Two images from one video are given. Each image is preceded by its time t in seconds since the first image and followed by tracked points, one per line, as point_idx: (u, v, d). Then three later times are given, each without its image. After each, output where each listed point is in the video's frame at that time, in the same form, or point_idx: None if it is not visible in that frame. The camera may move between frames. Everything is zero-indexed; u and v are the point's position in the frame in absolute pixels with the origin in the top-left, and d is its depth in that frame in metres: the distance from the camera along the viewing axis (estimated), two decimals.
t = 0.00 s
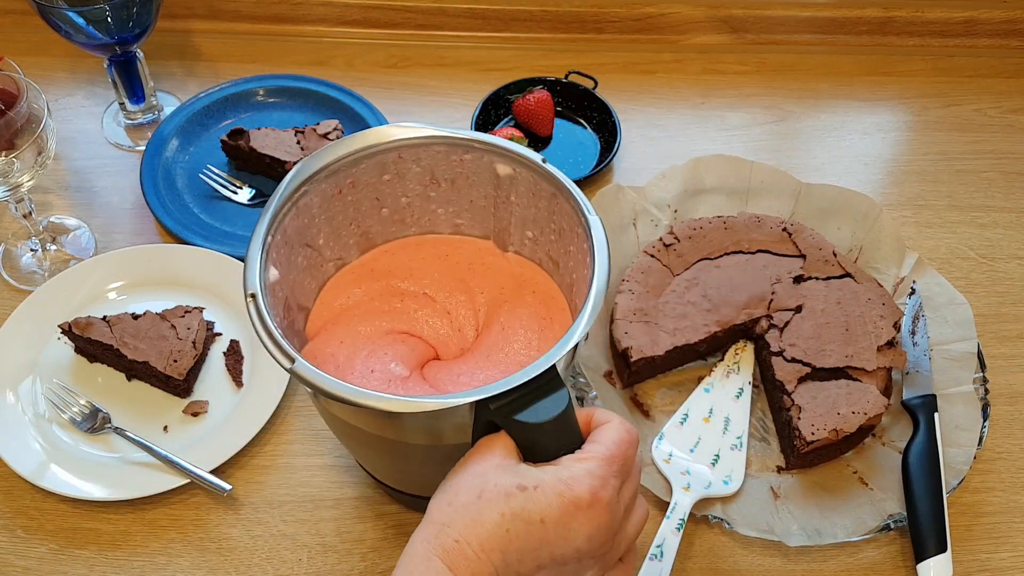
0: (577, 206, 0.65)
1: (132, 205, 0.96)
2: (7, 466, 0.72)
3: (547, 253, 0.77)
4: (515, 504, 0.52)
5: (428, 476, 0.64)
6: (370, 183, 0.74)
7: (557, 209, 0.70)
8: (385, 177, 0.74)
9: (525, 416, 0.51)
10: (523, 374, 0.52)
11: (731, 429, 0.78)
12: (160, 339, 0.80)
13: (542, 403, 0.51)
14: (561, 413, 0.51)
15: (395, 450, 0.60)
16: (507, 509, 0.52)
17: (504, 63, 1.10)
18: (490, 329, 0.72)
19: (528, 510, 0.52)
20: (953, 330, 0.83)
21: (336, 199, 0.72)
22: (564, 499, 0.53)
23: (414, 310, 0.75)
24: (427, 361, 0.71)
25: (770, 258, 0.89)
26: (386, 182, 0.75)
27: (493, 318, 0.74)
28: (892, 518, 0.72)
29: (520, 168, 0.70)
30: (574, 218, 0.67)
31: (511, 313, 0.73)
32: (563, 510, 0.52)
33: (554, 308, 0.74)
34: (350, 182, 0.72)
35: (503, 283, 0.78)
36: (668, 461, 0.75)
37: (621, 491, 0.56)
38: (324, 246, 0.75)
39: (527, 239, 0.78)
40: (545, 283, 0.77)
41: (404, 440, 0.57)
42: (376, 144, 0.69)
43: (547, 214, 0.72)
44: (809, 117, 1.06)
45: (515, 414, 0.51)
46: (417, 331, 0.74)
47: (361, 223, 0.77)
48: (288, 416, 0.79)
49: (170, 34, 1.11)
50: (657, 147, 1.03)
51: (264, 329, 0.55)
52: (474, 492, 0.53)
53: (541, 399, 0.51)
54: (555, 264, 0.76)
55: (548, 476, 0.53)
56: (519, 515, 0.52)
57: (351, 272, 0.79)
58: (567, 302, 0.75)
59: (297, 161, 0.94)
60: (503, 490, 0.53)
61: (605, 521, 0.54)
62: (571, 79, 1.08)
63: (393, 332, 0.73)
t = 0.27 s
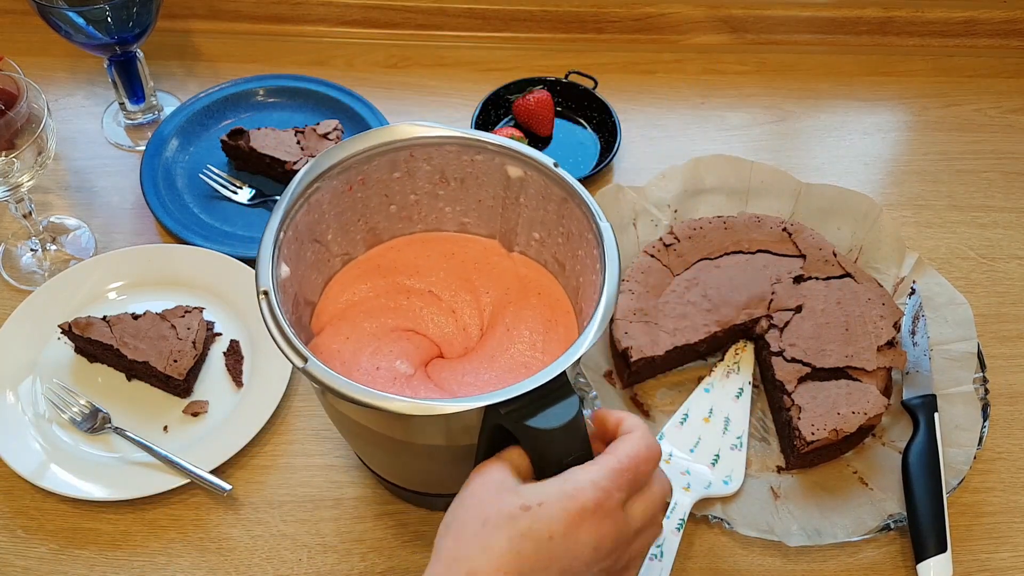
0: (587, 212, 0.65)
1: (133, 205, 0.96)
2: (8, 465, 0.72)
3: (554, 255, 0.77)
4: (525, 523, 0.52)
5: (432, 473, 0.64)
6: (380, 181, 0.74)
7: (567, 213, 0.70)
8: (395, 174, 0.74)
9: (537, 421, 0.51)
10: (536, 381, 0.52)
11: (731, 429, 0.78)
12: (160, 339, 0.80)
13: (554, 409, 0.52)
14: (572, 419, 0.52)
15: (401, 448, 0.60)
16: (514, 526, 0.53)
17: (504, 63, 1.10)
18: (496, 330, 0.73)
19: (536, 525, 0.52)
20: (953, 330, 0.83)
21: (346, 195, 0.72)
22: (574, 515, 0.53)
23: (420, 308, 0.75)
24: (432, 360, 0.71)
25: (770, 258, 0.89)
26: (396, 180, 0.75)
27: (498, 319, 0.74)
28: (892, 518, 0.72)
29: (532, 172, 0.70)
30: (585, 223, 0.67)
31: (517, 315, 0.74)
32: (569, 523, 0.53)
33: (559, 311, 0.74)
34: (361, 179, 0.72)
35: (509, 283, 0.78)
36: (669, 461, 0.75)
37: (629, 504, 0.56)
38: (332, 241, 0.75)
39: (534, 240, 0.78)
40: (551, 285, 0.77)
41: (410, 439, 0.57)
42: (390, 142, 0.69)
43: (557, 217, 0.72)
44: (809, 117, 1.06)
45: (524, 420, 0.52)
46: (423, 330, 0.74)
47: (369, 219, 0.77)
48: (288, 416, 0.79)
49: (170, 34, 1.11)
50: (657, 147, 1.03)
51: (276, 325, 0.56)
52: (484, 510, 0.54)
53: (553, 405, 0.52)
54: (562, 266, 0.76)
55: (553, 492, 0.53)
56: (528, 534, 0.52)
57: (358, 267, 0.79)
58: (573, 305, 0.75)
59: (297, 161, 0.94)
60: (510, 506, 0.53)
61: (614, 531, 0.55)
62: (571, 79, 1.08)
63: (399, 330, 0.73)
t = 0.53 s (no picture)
0: (587, 212, 0.65)
1: (133, 205, 0.96)
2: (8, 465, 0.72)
3: (554, 255, 0.77)
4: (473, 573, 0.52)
5: (432, 473, 0.64)
6: (380, 181, 0.74)
7: (567, 213, 0.70)
8: (395, 174, 0.74)
9: (537, 421, 0.51)
10: (536, 381, 0.52)
11: (731, 429, 0.78)
12: (160, 339, 0.80)
13: (554, 409, 0.52)
14: (572, 419, 0.52)
15: (402, 448, 0.60)
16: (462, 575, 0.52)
17: (505, 63, 1.10)
18: (496, 330, 0.73)
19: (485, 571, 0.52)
20: (953, 330, 0.83)
21: (346, 195, 0.72)
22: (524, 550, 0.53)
23: (420, 308, 0.75)
24: (432, 360, 0.71)
25: (770, 258, 0.89)
26: (396, 180, 0.75)
27: (497, 320, 0.74)
28: (892, 518, 0.72)
29: (531, 172, 0.70)
30: (585, 223, 0.67)
31: (517, 316, 0.73)
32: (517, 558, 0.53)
33: (559, 311, 0.74)
34: (361, 179, 0.72)
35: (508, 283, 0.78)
36: (669, 461, 0.75)
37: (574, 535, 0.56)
38: (332, 241, 0.75)
39: (534, 240, 0.78)
40: (551, 286, 0.77)
41: (410, 439, 0.57)
42: (390, 142, 0.69)
43: (557, 217, 0.72)
44: (809, 117, 1.06)
45: (524, 419, 0.52)
46: (422, 330, 0.74)
47: (369, 218, 0.77)
48: (288, 416, 0.79)
49: (170, 35, 1.11)
50: (657, 146, 1.03)
51: (276, 325, 0.56)
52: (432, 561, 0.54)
53: (553, 405, 0.52)
54: (562, 266, 0.76)
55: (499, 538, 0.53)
56: None
57: (357, 267, 0.79)
58: (573, 306, 0.75)
59: (297, 161, 0.95)
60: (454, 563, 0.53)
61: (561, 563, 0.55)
62: (571, 79, 1.08)
63: (399, 330, 0.73)
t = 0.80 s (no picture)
0: (587, 211, 0.65)
1: (133, 205, 0.96)
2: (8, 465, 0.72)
3: (554, 255, 0.77)
4: None
5: (432, 473, 0.64)
6: (380, 181, 0.74)
7: (568, 213, 0.70)
8: (395, 174, 0.74)
9: (536, 421, 0.51)
10: (536, 382, 0.52)
11: (731, 429, 0.78)
12: (159, 339, 0.80)
13: (555, 409, 0.52)
14: (572, 419, 0.52)
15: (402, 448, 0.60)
16: None
17: (505, 63, 1.10)
18: (496, 329, 0.73)
19: None
20: (953, 330, 0.83)
21: (346, 195, 0.72)
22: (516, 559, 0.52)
23: (420, 309, 0.75)
24: (432, 360, 0.72)
25: (770, 258, 0.89)
26: (395, 180, 0.75)
27: (497, 320, 0.74)
28: (892, 518, 0.72)
29: (531, 172, 0.70)
30: (585, 223, 0.67)
31: (517, 316, 0.73)
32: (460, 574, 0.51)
33: (559, 311, 0.74)
34: (361, 179, 0.72)
35: (508, 283, 0.78)
36: (669, 461, 0.75)
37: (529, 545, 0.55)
38: (332, 241, 0.75)
39: (534, 240, 0.78)
40: (551, 286, 0.77)
41: (411, 439, 0.57)
42: (390, 142, 0.69)
43: (557, 216, 0.72)
44: (809, 117, 1.06)
45: (524, 419, 0.52)
46: (422, 330, 0.74)
47: (369, 218, 0.77)
48: (288, 416, 0.79)
49: (170, 34, 1.11)
50: (657, 146, 1.03)
51: (276, 325, 0.56)
52: None
53: (553, 405, 0.52)
54: (562, 266, 0.76)
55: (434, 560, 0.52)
56: None
57: (357, 267, 0.79)
58: (573, 306, 0.75)
59: (297, 161, 0.95)
60: None
61: None
62: (571, 79, 1.08)
63: (399, 330, 0.73)
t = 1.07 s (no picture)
0: (587, 211, 0.65)
1: (133, 205, 0.96)
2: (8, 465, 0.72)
3: (554, 255, 0.77)
4: None
5: (432, 473, 0.64)
6: (380, 181, 0.74)
7: (568, 213, 0.70)
8: (394, 174, 0.74)
9: (536, 421, 0.51)
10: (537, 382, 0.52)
11: (731, 429, 0.78)
12: (159, 339, 0.80)
13: (555, 409, 0.52)
14: (573, 419, 0.52)
15: (403, 449, 0.60)
16: None
17: (505, 62, 1.10)
18: (496, 329, 0.73)
19: None
20: (953, 330, 0.83)
21: (346, 195, 0.72)
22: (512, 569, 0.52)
23: (420, 309, 0.75)
24: (432, 360, 0.72)
25: (770, 258, 0.89)
26: (395, 180, 0.75)
27: (497, 320, 0.74)
28: (892, 518, 0.72)
29: (532, 172, 0.70)
30: (585, 223, 0.67)
31: (517, 317, 0.73)
32: None
33: (559, 311, 0.74)
34: (361, 179, 0.72)
35: (507, 283, 0.78)
36: (669, 461, 0.75)
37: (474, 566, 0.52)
38: (332, 241, 0.75)
39: (534, 240, 0.78)
40: (551, 286, 0.77)
41: (410, 439, 0.57)
42: (390, 142, 0.69)
43: (557, 216, 0.72)
44: (809, 117, 1.06)
45: (524, 419, 0.52)
46: (422, 330, 0.74)
47: (369, 218, 0.77)
48: (288, 416, 0.79)
49: (170, 35, 1.11)
50: (657, 146, 1.03)
51: (275, 325, 0.56)
52: None
53: (553, 405, 0.52)
54: (562, 266, 0.76)
55: None
56: None
57: (357, 268, 0.79)
58: (573, 306, 0.75)
59: (297, 161, 0.95)
60: None
61: None
62: (571, 79, 1.08)
63: (399, 330, 0.73)
